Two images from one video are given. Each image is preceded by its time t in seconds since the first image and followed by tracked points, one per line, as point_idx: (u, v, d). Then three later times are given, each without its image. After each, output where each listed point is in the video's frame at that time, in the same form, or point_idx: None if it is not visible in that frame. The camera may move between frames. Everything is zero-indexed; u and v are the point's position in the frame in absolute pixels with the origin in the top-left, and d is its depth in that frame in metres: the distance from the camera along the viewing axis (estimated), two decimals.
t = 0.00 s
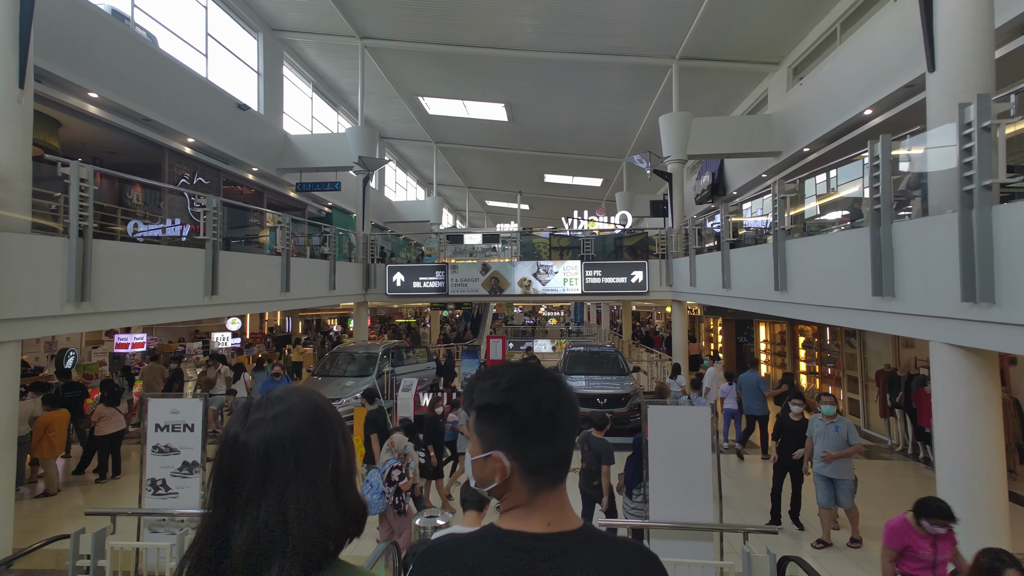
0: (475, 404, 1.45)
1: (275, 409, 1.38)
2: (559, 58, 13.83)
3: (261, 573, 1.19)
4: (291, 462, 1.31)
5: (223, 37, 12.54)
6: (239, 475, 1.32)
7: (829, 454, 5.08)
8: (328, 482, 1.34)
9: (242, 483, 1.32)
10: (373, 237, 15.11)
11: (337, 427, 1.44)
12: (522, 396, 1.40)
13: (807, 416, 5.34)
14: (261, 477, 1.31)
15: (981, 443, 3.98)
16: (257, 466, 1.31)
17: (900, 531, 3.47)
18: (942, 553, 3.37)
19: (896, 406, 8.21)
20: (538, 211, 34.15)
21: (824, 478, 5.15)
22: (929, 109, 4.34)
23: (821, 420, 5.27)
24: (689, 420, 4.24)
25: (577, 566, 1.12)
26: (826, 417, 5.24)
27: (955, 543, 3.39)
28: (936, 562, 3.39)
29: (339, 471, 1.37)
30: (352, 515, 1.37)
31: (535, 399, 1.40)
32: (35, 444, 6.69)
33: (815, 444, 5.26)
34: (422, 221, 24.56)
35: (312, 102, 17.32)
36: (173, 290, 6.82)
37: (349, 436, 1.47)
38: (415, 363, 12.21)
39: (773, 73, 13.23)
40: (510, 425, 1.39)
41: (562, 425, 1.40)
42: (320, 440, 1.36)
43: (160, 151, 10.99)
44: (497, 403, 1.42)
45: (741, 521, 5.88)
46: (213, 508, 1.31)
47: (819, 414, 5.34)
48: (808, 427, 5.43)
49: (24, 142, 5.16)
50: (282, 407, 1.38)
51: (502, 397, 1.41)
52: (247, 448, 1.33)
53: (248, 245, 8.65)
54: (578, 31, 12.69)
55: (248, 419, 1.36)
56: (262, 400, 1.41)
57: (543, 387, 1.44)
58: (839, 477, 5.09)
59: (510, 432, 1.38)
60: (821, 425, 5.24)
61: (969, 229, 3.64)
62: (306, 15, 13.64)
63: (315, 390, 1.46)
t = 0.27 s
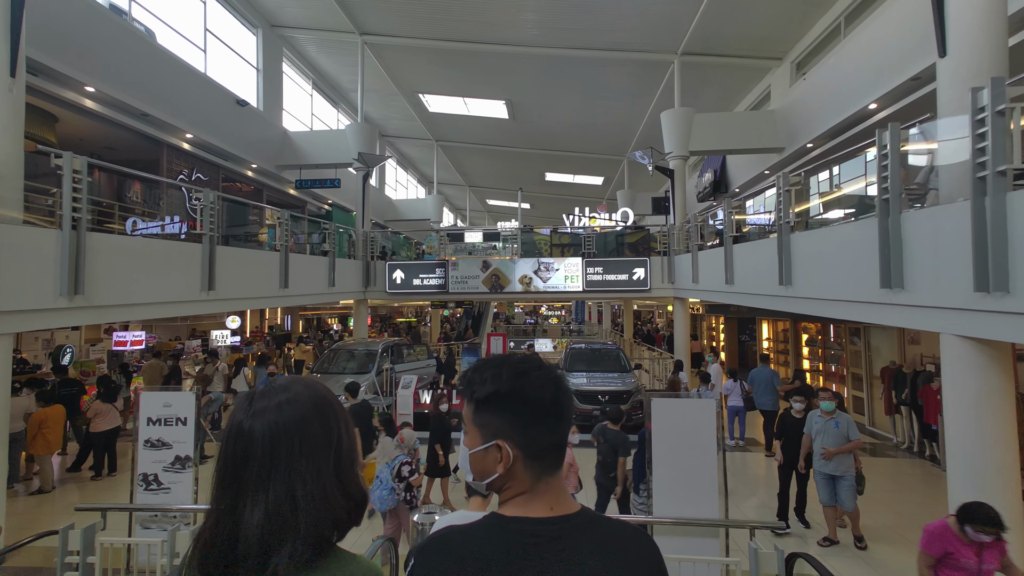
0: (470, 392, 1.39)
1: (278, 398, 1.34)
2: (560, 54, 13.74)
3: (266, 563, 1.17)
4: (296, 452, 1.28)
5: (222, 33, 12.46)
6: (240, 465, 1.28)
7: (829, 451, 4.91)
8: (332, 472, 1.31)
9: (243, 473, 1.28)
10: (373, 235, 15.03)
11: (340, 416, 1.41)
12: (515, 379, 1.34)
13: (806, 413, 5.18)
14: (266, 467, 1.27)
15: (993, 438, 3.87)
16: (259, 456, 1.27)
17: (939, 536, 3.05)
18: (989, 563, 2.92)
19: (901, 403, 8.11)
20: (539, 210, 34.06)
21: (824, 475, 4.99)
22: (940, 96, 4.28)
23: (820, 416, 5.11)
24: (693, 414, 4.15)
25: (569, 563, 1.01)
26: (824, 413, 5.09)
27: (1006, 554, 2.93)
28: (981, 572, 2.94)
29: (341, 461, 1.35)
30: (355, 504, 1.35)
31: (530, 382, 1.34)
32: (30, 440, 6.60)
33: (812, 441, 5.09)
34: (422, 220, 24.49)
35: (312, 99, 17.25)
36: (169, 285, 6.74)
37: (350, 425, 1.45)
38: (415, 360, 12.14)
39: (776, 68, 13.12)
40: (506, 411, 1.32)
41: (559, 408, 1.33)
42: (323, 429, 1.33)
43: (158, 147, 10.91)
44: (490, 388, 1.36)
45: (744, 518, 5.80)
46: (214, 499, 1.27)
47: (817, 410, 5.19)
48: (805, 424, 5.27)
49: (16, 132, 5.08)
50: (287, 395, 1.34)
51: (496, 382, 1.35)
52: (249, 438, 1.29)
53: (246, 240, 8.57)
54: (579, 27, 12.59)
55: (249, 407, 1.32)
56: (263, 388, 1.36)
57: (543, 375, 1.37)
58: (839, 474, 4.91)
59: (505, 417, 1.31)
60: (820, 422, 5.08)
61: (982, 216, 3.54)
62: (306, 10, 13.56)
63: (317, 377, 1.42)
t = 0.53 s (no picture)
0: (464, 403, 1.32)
1: (276, 407, 1.29)
2: (561, 50, 13.63)
3: None
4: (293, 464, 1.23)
5: (221, 29, 12.37)
6: (234, 476, 1.23)
7: (836, 452, 4.71)
8: (329, 485, 1.25)
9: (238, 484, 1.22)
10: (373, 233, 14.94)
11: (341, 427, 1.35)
12: (512, 385, 1.28)
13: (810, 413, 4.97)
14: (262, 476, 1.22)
15: (1008, 437, 3.75)
16: (255, 468, 1.22)
17: (979, 547, 2.85)
18: None
19: (908, 402, 7.99)
20: (540, 209, 33.97)
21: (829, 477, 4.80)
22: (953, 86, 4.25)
23: (825, 416, 4.90)
24: (698, 411, 4.04)
25: (567, 565, 0.93)
26: (829, 413, 4.88)
27: None
28: None
29: (339, 474, 1.29)
30: (354, 520, 1.28)
31: (528, 388, 1.27)
32: (23, 439, 6.51)
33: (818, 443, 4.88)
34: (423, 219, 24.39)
35: (311, 97, 17.15)
36: (164, 282, 6.65)
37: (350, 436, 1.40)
38: (415, 359, 12.05)
39: (779, 64, 13.00)
40: (488, 418, 1.27)
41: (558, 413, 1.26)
42: (322, 439, 1.28)
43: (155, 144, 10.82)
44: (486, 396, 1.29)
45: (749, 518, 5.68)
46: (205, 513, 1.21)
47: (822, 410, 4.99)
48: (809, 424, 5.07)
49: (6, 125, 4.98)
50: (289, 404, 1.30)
51: (492, 390, 1.29)
52: (246, 448, 1.24)
53: (243, 237, 8.48)
54: (580, 23, 12.48)
55: (246, 416, 1.27)
56: (261, 397, 1.33)
57: (528, 378, 1.30)
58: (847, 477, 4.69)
59: (501, 424, 1.24)
60: (825, 422, 4.87)
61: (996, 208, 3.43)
62: (305, 7, 13.47)
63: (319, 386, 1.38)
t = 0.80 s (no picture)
0: (453, 440, 1.39)
1: (272, 441, 1.39)
2: (562, 48, 13.52)
3: None
4: (286, 498, 1.33)
5: (219, 27, 12.27)
6: (236, 508, 1.35)
7: (850, 459, 4.51)
8: (321, 516, 1.35)
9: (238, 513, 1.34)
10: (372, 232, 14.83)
11: (334, 457, 1.45)
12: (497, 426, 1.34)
13: (822, 417, 4.78)
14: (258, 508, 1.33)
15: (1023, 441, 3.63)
16: (251, 500, 1.33)
17: None
18: None
19: (914, 403, 7.87)
20: (541, 208, 33.84)
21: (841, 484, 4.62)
22: (964, 77, 4.22)
23: (839, 421, 4.69)
24: (704, 413, 3.93)
25: None
26: (843, 418, 4.67)
27: None
28: None
29: (332, 503, 1.39)
30: (345, 549, 1.38)
31: (513, 429, 1.33)
32: (15, 442, 6.41)
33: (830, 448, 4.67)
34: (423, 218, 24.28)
35: (311, 96, 17.05)
36: (159, 280, 6.56)
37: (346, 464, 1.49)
38: (414, 359, 11.94)
39: (782, 62, 12.88)
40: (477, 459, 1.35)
41: (543, 450, 1.32)
42: (315, 471, 1.38)
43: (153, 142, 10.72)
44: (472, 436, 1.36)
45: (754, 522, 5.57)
46: (209, 541, 1.34)
47: (835, 414, 4.78)
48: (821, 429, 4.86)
49: None
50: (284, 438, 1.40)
51: (478, 430, 1.35)
52: (245, 482, 1.35)
53: (240, 236, 8.39)
54: (582, 20, 12.36)
55: (246, 450, 1.38)
56: (260, 432, 1.43)
57: (512, 417, 1.36)
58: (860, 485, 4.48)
59: (488, 465, 1.32)
60: (839, 427, 4.66)
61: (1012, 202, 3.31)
62: (304, 5, 13.38)
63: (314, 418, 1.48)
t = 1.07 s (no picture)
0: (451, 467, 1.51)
1: (264, 462, 1.31)
2: (563, 45, 13.40)
3: None
4: (271, 527, 1.23)
5: (217, 23, 12.15)
6: (218, 533, 1.25)
7: (869, 463, 4.33)
8: (306, 551, 1.23)
9: (221, 540, 1.24)
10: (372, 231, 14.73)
11: (328, 484, 1.34)
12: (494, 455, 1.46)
13: (839, 417, 4.62)
14: (241, 533, 1.23)
15: None
16: (235, 523, 1.23)
17: None
18: None
19: (921, 402, 7.75)
20: (541, 207, 33.72)
21: (855, 488, 4.44)
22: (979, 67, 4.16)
23: (856, 422, 4.53)
24: (712, 412, 3.81)
25: None
26: (861, 419, 4.51)
27: None
28: None
29: (320, 537, 1.27)
30: None
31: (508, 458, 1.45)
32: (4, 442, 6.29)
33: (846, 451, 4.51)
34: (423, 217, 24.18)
35: (309, 93, 16.95)
36: (154, 279, 6.48)
37: (342, 493, 1.38)
38: (414, 358, 11.89)
39: (785, 58, 12.75)
40: (473, 486, 1.47)
41: (538, 479, 1.44)
42: (304, 500, 1.27)
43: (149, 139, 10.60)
44: (470, 464, 1.47)
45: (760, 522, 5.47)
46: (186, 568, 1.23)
47: (853, 415, 4.62)
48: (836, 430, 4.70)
49: None
50: (277, 460, 1.31)
51: (475, 460, 1.46)
52: (231, 506, 1.26)
53: (236, 234, 8.28)
54: (583, 16, 12.24)
55: (237, 471, 1.29)
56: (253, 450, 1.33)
57: (508, 446, 1.47)
58: (877, 490, 4.31)
59: (485, 493, 1.44)
60: (856, 428, 4.50)
61: None
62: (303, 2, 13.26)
63: (311, 440, 1.37)
